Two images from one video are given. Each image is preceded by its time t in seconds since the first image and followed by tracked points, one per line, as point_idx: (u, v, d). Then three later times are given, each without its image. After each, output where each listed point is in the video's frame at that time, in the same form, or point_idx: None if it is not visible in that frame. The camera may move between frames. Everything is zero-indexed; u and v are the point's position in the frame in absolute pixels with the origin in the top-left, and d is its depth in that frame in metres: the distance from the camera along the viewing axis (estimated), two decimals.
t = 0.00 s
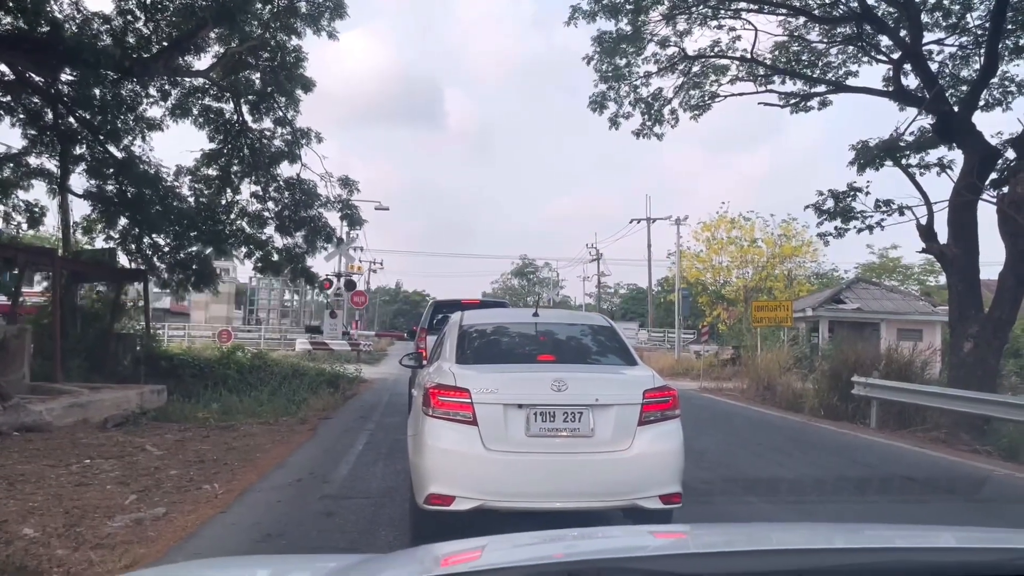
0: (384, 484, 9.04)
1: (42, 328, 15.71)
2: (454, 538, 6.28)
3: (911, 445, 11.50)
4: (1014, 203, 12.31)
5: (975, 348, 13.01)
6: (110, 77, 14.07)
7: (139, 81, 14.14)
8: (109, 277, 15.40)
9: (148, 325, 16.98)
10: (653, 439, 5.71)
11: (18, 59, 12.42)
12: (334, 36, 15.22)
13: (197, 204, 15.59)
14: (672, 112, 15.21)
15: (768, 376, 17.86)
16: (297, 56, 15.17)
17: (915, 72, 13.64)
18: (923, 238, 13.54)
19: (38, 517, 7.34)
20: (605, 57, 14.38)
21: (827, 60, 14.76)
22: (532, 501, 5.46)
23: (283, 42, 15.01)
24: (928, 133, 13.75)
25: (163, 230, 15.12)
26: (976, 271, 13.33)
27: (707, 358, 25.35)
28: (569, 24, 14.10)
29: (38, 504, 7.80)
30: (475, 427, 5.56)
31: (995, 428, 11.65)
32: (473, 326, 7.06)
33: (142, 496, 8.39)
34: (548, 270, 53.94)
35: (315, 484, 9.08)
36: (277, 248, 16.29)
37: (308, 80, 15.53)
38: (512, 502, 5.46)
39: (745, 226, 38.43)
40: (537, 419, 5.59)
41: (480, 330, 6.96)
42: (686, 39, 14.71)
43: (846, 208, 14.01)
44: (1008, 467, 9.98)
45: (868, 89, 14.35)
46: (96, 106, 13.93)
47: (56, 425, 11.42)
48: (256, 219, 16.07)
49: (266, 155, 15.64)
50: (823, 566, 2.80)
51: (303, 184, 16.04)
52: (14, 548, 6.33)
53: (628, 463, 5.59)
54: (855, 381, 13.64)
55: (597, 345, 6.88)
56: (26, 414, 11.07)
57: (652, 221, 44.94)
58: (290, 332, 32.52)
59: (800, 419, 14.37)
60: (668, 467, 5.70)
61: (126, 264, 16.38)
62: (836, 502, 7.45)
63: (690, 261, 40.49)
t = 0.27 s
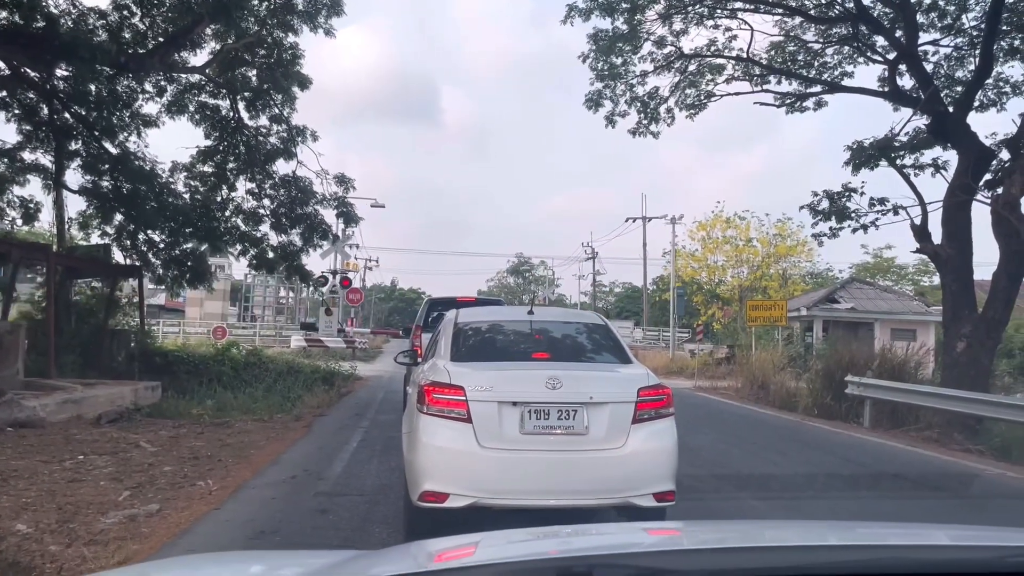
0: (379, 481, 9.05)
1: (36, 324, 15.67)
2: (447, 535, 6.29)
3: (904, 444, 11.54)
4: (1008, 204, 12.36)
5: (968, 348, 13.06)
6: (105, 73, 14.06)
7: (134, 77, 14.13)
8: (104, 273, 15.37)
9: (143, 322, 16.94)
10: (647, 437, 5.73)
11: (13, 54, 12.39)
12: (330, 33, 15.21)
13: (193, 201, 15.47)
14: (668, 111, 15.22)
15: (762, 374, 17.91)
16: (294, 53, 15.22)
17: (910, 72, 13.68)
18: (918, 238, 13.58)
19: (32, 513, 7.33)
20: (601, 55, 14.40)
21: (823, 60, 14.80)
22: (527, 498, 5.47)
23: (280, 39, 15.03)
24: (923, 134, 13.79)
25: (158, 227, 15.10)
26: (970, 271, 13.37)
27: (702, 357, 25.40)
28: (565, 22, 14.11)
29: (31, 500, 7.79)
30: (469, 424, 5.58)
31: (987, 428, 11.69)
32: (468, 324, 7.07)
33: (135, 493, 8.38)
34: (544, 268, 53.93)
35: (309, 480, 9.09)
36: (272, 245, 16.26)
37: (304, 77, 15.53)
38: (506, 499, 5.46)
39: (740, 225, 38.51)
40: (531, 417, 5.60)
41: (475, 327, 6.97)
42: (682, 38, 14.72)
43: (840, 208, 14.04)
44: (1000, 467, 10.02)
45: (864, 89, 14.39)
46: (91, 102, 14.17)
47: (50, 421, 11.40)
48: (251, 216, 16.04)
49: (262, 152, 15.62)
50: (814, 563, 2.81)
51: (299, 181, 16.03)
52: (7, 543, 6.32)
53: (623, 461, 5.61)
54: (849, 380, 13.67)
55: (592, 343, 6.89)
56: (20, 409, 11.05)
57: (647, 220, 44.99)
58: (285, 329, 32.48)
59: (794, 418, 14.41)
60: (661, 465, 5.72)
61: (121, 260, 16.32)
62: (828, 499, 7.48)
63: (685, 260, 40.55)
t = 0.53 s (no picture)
0: (370, 478, 9.05)
1: (26, 319, 15.62)
2: (438, 533, 6.29)
3: (894, 444, 11.58)
4: (999, 206, 12.43)
5: (958, 348, 13.11)
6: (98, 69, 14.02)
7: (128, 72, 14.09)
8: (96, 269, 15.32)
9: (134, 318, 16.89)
10: (638, 436, 5.74)
11: (5, 49, 12.35)
12: (325, 30, 15.19)
13: (186, 198, 15.44)
14: (662, 110, 15.24)
15: (753, 374, 17.96)
16: (288, 50, 15.14)
17: (903, 74, 13.72)
18: (909, 239, 13.63)
19: (21, 509, 7.32)
20: (595, 54, 14.41)
21: (816, 61, 14.83)
22: (518, 496, 5.48)
23: (274, 36, 15.00)
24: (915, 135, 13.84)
25: (150, 223, 15.08)
26: (961, 272, 13.42)
27: (694, 357, 25.47)
28: (559, 21, 14.11)
29: (21, 496, 7.76)
30: (461, 423, 5.58)
31: (977, 429, 11.75)
32: (460, 322, 7.07)
33: (126, 489, 8.38)
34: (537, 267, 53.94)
35: (301, 478, 9.08)
36: (265, 242, 16.23)
37: (298, 74, 15.50)
38: (497, 497, 5.47)
39: (733, 225, 38.59)
40: (523, 415, 5.61)
41: (468, 325, 6.98)
42: (676, 38, 14.73)
43: (832, 208, 14.08)
44: (989, 467, 10.08)
45: (857, 90, 14.43)
46: (84, 97, 14.24)
47: (40, 417, 11.36)
48: (244, 213, 16.01)
49: (256, 148, 15.58)
50: (801, 563, 2.83)
51: (292, 178, 16.00)
52: None
53: (614, 459, 5.62)
54: (840, 380, 13.71)
55: (584, 342, 6.90)
56: (10, 405, 11.02)
57: (640, 220, 45.04)
58: (278, 326, 32.43)
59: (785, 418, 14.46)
60: (652, 463, 5.73)
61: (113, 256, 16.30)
62: (818, 498, 7.51)
63: (679, 260, 40.59)
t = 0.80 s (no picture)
0: (359, 475, 9.04)
1: (14, 314, 15.54)
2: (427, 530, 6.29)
3: (882, 444, 11.64)
4: (988, 208, 12.55)
5: (946, 349, 13.17)
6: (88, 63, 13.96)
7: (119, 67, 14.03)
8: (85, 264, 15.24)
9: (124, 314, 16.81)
10: (627, 433, 5.75)
11: None
12: (317, 26, 15.15)
13: (176, 193, 15.39)
14: (654, 109, 15.27)
15: (743, 374, 18.01)
16: (280, 45, 15.12)
17: (894, 75, 13.78)
18: (899, 240, 13.69)
19: (8, 505, 7.28)
20: (588, 52, 14.42)
21: (808, 62, 14.88)
22: (507, 493, 5.48)
23: (266, 31, 14.99)
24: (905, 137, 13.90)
25: (140, 218, 15.01)
26: (950, 274, 13.49)
27: (684, 356, 25.54)
28: (552, 19, 14.10)
29: (8, 491, 7.72)
30: (451, 420, 5.58)
31: (964, 429, 11.82)
32: (451, 319, 7.07)
33: (114, 485, 8.34)
34: (528, 265, 53.95)
35: (290, 474, 9.06)
36: (256, 238, 16.20)
37: (290, 70, 15.46)
38: (486, 494, 5.47)
39: (724, 225, 38.67)
40: (513, 413, 5.61)
41: (459, 323, 6.97)
42: (669, 37, 14.75)
43: (823, 208, 14.13)
44: (976, 468, 10.13)
45: (848, 91, 14.48)
46: (76, 91, 14.08)
47: (28, 412, 11.30)
48: (235, 209, 15.96)
49: (247, 144, 15.56)
50: (787, 558, 2.85)
51: (283, 174, 15.97)
52: None
53: (603, 457, 5.63)
54: (829, 381, 13.76)
55: (575, 340, 6.90)
56: None
57: (631, 219, 45.08)
58: (268, 322, 32.34)
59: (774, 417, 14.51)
60: (641, 461, 5.75)
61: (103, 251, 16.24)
62: (805, 496, 7.54)
63: (669, 259, 40.64)
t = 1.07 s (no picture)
0: (348, 472, 9.02)
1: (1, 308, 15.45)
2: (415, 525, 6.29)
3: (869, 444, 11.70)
4: (976, 211, 12.63)
5: (933, 351, 13.25)
6: (78, 56, 13.90)
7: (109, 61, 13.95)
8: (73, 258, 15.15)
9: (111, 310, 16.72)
10: (617, 431, 5.77)
11: None
12: (309, 22, 15.12)
13: (165, 188, 15.32)
14: (645, 109, 15.30)
15: (731, 374, 18.06)
16: (271, 41, 15.11)
17: (884, 78, 13.85)
18: (887, 242, 13.77)
19: None
20: (580, 52, 14.44)
21: (799, 64, 14.96)
22: (497, 490, 5.49)
23: (257, 27, 14.95)
24: (895, 139, 13.97)
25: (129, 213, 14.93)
26: (937, 276, 13.58)
27: (673, 356, 25.60)
28: (545, 17, 14.11)
29: None
30: (441, 416, 5.58)
31: (950, 430, 11.90)
32: (441, 316, 7.07)
33: (100, 480, 8.31)
34: (518, 264, 53.97)
35: (278, 470, 9.04)
36: (245, 234, 16.14)
37: (282, 66, 15.42)
38: (476, 491, 5.48)
39: (714, 226, 38.78)
40: (503, 409, 5.62)
41: (449, 320, 6.97)
42: (661, 38, 14.78)
43: (813, 209, 14.20)
44: (962, 468, 10.20)
45: (838, 93, 14.55)
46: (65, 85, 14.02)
47: (14, 407, 11.23)
48: (225, 205, 15.91)
49: (238, 140, 15.51)
50: (775, 545, 2.89)
51: (274, 170, 15.93)
52: None
53: (592, 454, 5.64)
54: (818, 381, 13.82)
55: (565, 338, 6.92)
56: None
57: (622, 219, 45.11)
58: (256, 319, 32.24)
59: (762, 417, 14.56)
60: (630, 458, 5.77)
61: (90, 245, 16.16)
62: (792, 493, 7.58)
63: (659, 259, 40.72)
